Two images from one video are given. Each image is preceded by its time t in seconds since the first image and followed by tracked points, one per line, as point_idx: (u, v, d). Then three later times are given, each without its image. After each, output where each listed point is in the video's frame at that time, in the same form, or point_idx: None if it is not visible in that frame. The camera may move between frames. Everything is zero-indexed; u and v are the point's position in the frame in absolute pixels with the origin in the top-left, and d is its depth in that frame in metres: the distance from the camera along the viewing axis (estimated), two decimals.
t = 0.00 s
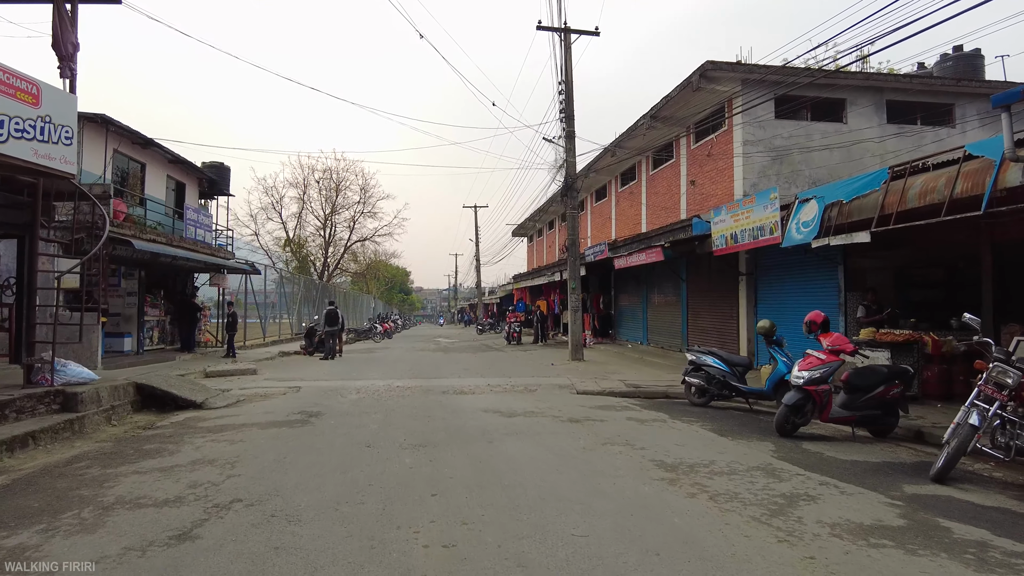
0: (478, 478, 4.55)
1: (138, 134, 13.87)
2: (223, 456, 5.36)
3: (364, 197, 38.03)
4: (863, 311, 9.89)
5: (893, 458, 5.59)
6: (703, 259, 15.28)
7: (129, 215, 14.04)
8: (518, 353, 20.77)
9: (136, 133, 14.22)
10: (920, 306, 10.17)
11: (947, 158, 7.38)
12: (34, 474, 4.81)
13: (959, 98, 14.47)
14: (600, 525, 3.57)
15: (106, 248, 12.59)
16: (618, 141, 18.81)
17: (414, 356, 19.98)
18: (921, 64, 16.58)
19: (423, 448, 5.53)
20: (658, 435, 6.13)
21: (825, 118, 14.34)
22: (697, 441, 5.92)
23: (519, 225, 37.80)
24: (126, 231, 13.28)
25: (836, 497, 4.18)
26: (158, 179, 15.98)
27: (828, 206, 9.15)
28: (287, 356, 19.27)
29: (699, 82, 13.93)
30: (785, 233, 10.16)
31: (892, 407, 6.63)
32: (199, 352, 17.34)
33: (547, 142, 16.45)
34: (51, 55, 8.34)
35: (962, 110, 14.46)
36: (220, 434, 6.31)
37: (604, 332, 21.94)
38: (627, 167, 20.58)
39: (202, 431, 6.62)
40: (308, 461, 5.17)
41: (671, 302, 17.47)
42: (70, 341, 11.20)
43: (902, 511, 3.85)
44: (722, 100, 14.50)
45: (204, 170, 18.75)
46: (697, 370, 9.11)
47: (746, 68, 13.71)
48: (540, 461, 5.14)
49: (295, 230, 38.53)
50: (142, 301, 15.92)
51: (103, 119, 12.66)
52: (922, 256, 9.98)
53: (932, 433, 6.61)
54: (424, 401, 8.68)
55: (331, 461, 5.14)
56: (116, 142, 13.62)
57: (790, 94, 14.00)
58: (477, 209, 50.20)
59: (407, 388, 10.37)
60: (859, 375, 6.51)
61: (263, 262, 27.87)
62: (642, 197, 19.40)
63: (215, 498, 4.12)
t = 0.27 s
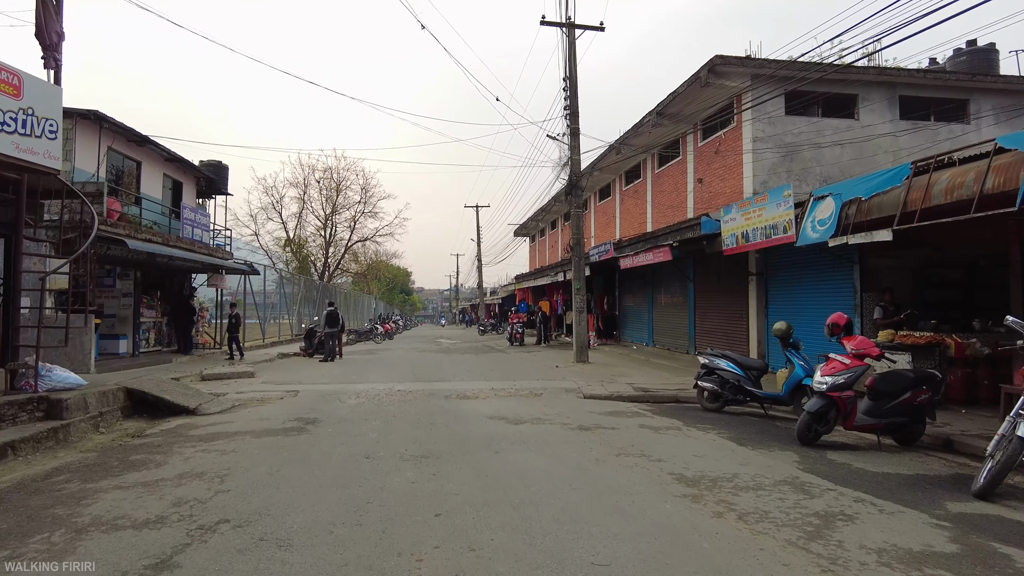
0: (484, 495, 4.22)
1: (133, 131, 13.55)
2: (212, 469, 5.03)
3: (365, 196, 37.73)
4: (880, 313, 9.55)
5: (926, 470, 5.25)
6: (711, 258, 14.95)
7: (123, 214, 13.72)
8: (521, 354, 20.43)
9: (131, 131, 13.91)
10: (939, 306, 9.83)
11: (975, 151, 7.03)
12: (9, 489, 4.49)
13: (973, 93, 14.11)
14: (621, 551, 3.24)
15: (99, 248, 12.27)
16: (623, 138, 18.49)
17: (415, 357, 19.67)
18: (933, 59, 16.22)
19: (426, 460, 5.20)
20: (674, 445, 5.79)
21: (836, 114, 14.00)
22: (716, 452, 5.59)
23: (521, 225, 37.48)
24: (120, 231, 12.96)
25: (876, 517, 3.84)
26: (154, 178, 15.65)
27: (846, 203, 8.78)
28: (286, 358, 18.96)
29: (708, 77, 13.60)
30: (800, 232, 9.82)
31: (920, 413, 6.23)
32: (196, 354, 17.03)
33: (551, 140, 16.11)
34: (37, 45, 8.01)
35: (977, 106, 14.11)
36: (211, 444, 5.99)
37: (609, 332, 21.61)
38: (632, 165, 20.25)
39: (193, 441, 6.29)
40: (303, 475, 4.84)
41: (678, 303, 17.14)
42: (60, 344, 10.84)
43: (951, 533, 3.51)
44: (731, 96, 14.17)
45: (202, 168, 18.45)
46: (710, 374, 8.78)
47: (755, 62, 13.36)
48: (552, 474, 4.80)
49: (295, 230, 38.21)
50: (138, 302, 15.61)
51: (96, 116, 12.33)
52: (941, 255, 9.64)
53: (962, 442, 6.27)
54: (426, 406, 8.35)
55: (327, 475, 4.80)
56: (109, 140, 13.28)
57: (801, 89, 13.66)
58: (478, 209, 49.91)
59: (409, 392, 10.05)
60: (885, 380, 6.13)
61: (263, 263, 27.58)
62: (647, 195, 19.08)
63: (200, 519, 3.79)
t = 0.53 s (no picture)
0: (494, 505, 3.90)
1: (129, 126, 13.25)
2: (202, 475, 4.72)
3: (367, 195, 37.43)
4: (899, 310, 9.22)
5: (962, 476, 4.93)
6: (720, 256, 14.63)
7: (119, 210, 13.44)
8: (525, 354, 20.10)
9: (127, 125, 13.61)
10: (960, 304, 9.50)
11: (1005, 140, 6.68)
12: None
13: (990, 86, 13.76)
14: (647, 570, 2.93)
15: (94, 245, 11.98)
16: (629, 133, 18.19)
17: (418, 356, 19.38)
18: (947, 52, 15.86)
19: (430, 465, 4.88)
20: (692, 450, 5.48)
21: (849, 107, 13.66)
22: (737, 456, 5.27)
23: (524, 224, 37.16)
24: (115, 227, 12.64)
25: (921, 530, 3.52)
26: (152, 174, 15.37)
27: (865, 196, 8.43)
28: (286, 357, 18.66)
29: (717, 69, 13.28)
30: (816, 227, 9.48)
31: (949, 416, 5.88)
32: (195, 354, 16.74)
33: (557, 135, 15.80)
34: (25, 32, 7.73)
35: (993, 99, 13.76)
36: (203, 447, 5.68)
37: (614, 332, 21.31)
38: (638, 162, 19.93)
39: (184, 444, 5.98)
40: (298, 483, 4.53)
41: (685, 302, 16.81)
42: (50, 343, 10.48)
43: (1008, 549, 3.19)
44: (741, 89, 13.85)
45: (201, 164, 18.15)
46: (725, 374, 8.48)
47: (766, 54, 13.04)
48: (565, 481, 4.48)
49: (296, 228, 37.92)
50: (136, 300, 15.33)
51: (91, 109, 12.02)
52: (962, 251, 9.30)
53: (995, 445, 5.95)
54: (429, 408, 8.04)
55: (324, 482, 4.49)
56: (105, 134, 12.98)
57: (813, 81, 13.33)
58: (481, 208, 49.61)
59: (411, 392, 9.74)
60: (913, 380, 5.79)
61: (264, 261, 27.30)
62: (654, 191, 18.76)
63: (184, 532, 3.48)
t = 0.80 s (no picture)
0: (501, 525, 3.59)
1: (124, 123, 12.95)
2: (188, 490, 4.41)
3: (368, 194, 37.15)
4: (917, 312, 8.90)
5: (1000, 490, 4.61)
6: (728, 256, 14.32)
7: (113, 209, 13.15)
8: (529, 356, 19.79)
9: (122, 123, 13.32)
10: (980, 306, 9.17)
11: None
12: None
13: (1005, 81, 13.41)
14: None
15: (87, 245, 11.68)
16: (635, 131, 17.91)
17: (419, 358, 19.06)
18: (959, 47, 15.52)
19: (432, 479, 4.57)
20: (710, 461, 5.17)
21: (860, 103, 13.32)
22: (759, 469, 4.95)
23: (527, 224, 36.86)
24: (109, 226, 12.34)
25: (971, 555, 3.20)
26: (148, 172, 15.09)
27: (884, 193, 8.10)
28: (286, 359, 18.37)
29: (726, 64, 12.99)
30: (831, 226, 9.18)
31: (981, 424, 5.54)
32: (193, 356, 16.45)
33: (561, 132, 15.50)
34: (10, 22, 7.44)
35: (1009, 95, 13.41)
36: (193, 457, 5.39)
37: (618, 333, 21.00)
38: (643, 160, 19.62)
39: (173, 453, 5.67)
40: (291, 498, 4.22)
41: (692, 303, 16.51)
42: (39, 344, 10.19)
43: None
44: (750, 85, 13.55)
45: (199, 163, 17.86)
46: (738, 379, 8.17)
47: (776, 49, 12.72)
48: (577, 497, 4.17)
49: (297, 228, 37.65)
50: (131, 302, 15.03)
51: (84, 106, 11.73)
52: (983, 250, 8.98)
53: None
54: (431, 413, 7.73)
55: (318, 499, 4.17)
56: (100, 131, 12.69)
57: (824, 77, 13.01)
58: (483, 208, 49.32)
59: (413, 397, 9.43)
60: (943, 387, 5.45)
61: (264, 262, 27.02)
62: (659, 190, 18.46)
63: (162, 558, 3.17)
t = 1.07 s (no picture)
0: (507, 540, 3.28)
1: (115, 117, 12.64)
2: (169, 498, 4.09)
3: (367, 193, 36.85)
4: (932, 310, 8.61)
5: None
6: (733, 253, 14.03)
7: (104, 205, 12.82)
8: (529, 356, 19.49)
9: (114, 117, 13.01)
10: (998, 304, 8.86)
11: None
12: None
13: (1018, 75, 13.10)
14: None
15: (77, 242, 11.37)
16: (638, 127, 17.64)
17: (418, 358, 18.77)
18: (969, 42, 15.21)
19: (432, 487, 4.26)
20: (727, 467, 4.87)
21: (869, 97, 13.02)
22: (780, 475, 4.66)
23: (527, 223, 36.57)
24: (101, 222, 12.02)
25: None
26: (142, 169, 14.77)
27: (900, 186, 7.79)
28: (282, 359, 18.05)
29: (732, 57, 12.69)
30: (843, 221, 8.90)
31: (1011, 428, 5.25)
32: (187, 356, 16.15)
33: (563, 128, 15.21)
34: None
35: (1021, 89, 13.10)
36: (178, 463, 5.08)
37: (620, 333, 20.74)
38: (646, 157, 19.34)
39: (157, 458, 5.37)
40: (279, 508, 3.91)
41: (696, 302, 16.21)
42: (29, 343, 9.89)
43: None
44: (757, 78, 13.26)
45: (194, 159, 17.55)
46: (749, 379, 7.88)
47: (784, 41, 12.42)
48: (589, 508, 3.86)
49: (295, 227, 37.34)
50: (125, 301, 14.73)
51: (74, 99, 11.41)
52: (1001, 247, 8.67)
53: None
54: (431, 416, 7.42)
55: (308, 510, 3.86)
56: (91, 126, 12.38)
57: (832, 70, 12.71)
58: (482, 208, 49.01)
59: (412, 398, 9.13)
60: (971, 388, 5.14)
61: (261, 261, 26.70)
62: (662, 188, 18.18)
63: None
